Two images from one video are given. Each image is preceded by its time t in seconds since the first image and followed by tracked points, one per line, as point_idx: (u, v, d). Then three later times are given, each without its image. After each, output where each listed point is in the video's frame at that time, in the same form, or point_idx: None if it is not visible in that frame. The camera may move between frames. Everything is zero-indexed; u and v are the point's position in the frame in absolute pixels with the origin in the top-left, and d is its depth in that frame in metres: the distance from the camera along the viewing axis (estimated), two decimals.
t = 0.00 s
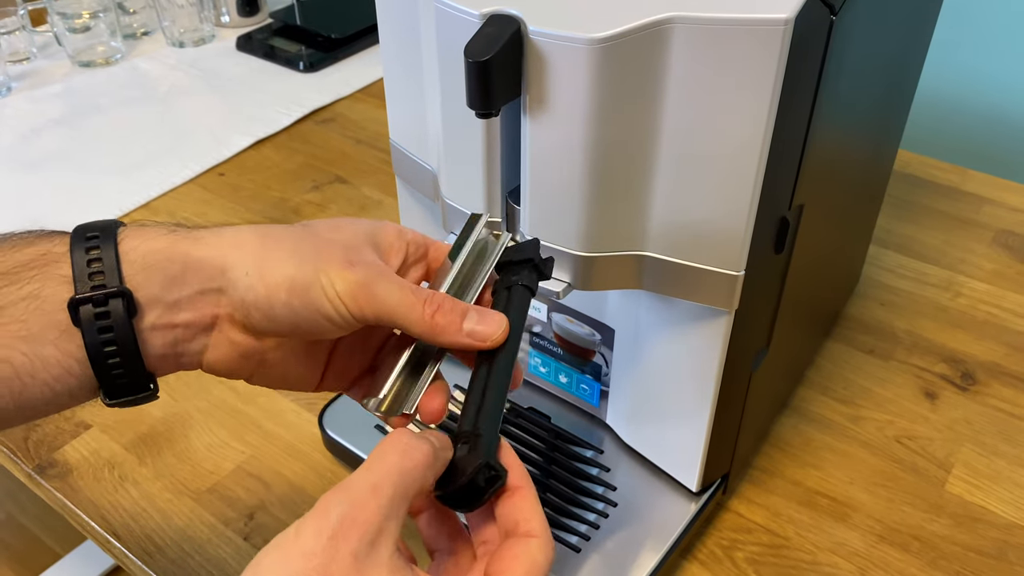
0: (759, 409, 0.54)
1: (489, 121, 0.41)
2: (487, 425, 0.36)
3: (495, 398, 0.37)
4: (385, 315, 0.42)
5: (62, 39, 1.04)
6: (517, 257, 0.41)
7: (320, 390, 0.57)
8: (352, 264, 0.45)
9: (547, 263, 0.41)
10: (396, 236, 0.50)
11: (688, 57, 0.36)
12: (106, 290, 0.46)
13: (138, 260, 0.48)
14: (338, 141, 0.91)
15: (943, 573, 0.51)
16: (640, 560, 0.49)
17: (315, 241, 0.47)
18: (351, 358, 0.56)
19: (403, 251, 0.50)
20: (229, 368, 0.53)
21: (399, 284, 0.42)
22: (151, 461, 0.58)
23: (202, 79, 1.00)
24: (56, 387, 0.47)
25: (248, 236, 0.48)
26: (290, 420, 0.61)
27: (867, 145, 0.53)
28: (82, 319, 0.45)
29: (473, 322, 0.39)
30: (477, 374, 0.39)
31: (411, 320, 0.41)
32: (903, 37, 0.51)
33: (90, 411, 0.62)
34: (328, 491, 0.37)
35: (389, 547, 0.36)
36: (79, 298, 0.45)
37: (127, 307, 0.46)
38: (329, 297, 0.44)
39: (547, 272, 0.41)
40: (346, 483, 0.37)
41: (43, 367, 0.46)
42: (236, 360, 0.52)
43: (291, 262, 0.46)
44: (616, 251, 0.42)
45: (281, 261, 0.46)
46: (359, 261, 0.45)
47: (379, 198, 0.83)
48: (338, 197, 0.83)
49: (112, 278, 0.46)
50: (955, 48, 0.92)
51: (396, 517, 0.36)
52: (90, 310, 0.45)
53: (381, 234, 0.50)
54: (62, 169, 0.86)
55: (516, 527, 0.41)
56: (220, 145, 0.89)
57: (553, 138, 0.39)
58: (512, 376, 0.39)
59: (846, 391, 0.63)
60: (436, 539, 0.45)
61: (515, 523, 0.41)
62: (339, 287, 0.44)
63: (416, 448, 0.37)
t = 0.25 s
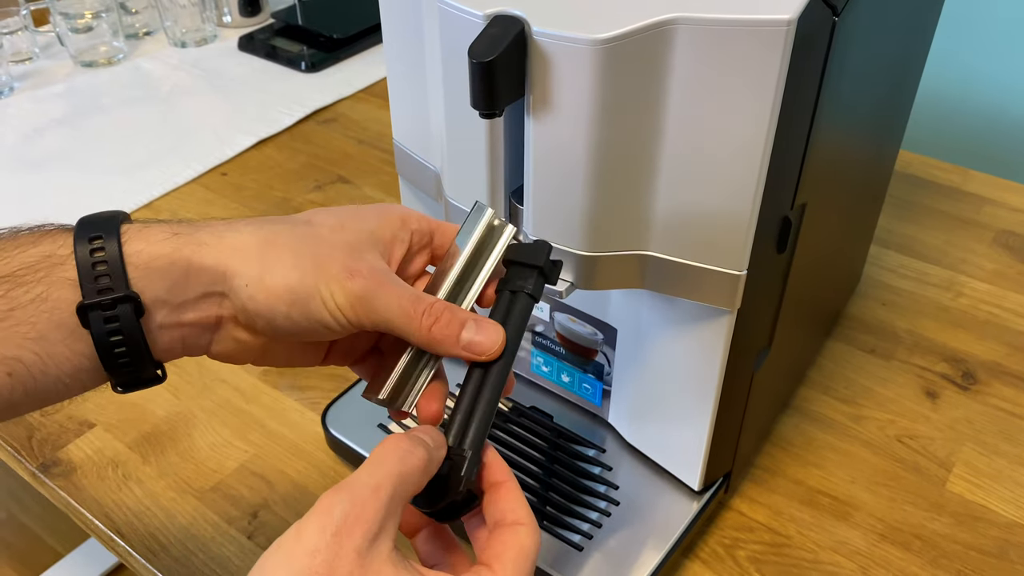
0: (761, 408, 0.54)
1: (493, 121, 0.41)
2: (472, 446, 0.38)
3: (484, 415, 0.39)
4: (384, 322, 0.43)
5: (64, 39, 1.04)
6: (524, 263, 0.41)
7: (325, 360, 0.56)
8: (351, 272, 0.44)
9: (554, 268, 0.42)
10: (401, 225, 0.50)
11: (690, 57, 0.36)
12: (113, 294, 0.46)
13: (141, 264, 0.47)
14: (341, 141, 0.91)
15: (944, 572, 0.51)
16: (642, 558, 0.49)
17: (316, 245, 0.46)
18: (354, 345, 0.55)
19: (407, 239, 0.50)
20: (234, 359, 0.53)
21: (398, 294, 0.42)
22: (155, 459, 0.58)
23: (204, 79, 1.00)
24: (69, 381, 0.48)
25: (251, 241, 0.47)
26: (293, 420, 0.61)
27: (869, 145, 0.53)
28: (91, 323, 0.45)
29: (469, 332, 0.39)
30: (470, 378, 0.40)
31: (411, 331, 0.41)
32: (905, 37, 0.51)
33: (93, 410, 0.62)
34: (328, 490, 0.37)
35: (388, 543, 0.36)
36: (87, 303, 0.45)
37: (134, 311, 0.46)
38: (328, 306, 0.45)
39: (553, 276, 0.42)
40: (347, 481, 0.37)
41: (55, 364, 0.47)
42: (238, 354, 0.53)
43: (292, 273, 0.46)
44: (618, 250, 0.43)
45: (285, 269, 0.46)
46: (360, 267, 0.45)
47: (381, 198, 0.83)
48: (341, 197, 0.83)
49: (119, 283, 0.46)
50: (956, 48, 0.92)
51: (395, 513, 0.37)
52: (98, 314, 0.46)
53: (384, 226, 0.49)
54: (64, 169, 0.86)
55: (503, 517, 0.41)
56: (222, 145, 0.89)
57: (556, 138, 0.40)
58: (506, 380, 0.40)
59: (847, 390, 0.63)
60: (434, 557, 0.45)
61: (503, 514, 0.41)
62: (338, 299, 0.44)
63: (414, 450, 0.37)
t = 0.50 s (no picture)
0: (761, 408, 0.54)
1: (494, 122, 0.41)
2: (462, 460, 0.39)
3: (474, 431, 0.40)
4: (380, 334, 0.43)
5: (65, 39, 1.04)
6: (519, 275, 0.41)
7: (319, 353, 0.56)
8: (347, 283, 0.45)
9: (553, 280, 0.42)
10: (400, 227, 0.50)
11: (692, 58, 0.36)
12: (113, 301, 0.46)
13: (141, 271, 0.47)
14: (342, 141, 0.91)
15: (945, 572, 0.51)
16: (643, 558, 0.49)
17: (314, 254, 0.46)
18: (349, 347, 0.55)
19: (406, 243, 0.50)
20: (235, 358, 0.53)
21: (392, 305, 0.42)
22: (156, 459, 0.58)
23: (204, 80, 1.00)
24: (70, 383, 0.49)
25: (247, 250, 0.47)
26: (294, 420, 0.61)
27: (870, 146, 0.53)
28: (91, 328, 0.45)
29: (464, 346, 0.40)
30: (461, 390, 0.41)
31: (406, 343, 0.41)
32: (906, 38, 0.51)
33: (95, 410, 0.62)
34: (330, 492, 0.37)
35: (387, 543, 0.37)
36: (88, 309, 0.45)
37: (134, 318, 0.46)
38: (324, 317, 0.45)
39: (550, 289, 0.42)
40: (348, 484, 0.37)
41: (54, 368, 0.47)
42: (236, 357, 0.52)
43: (290, 283, 0.46)
44: (619, 251, 0.43)
45: (283, 276, 0.46)
46: (355, 277, 0.45)
47: (383, 198, 0.83)
48: (342, 197, 0.83)
49: (118, 289, 0.46)
50: (956, 48, 0.92)
51: (396, 514, 0.37)
52: (99, 320, 0.46)
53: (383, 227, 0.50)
54: (65, 169, 0.86)
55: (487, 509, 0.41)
56: (223, 145, 0.89)
57: (557, 140, 0.40)
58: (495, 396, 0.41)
59: (848, 390, 0.63)
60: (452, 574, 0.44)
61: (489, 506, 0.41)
62: (334, 310, 0.45)
63: (413, 458, 0.37)
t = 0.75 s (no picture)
0: (763, 408, 0.54)
1: (497, 122, 0.41)
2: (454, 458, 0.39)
3: (469, 430, 0.39)
4: (383, 345, 0.43)
5: (67, 39, 1.04)
6: (530, 286, 0.42)
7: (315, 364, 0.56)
8: (347, 297, 0.45)
9: (562, 297, 0.43)
10: (398, 240, 0.50)
11: (695, 58, 0.36)
12: (118, 317, 0.46)
13: (146, 288, 0.47)
14: (343, 141, 0.91)
15: (946, 571, 0.51)
16: (645, 557, 0.49)
17: (313, 269, 0.47)
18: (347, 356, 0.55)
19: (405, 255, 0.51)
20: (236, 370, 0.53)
21: (394, 316, 0.43)
22: (158, 459, 0.58)
23: (205, 80, 1.00)
24: (72, 395, 0.49)
25: (250, 268, 0.48)
26: (297, 419, 0.61)
27: (871, 147, 0.53)
28: (95, 343, 0.46)
29: (463, 343, 0.40)
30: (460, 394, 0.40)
31: (409, 352, 0.42)
32: (908, 39, 0.51)
33: (97, 409, 0.62)
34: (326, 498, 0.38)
35: (383, 543, 0.37)
36: (92, 325, 0.45)
37: (139, 333, 0.46)
38: (328, 332, 0.46)
39: (558, 304, 0.43)
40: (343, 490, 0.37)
41: (58, 381, 0.48)
42: (235, 369, 0.53)
43: (290, 300, 0.46)
44: (620, 250, 0.43)
45: (286, 292, 0.47)
46: (357, 290, 0.46)
47: (384, 198, 0.83)
48: (344, 197, 0.83)
49: (123, 305, 0.46)
50: (957, 48, 0.92)
51: (391, 515, 0.37)
52: (103, 334, 0.46)
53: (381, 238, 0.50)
54: (67, 169, 0.86)
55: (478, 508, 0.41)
56: (225, 145, 0.89)
57: (560, 138, 0.40)
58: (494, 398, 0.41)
59: (850, 390, 0.63)
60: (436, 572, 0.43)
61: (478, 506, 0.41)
62: (337, 324, 0.45)
63: (401, 463, 0.37)
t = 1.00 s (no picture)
0: (765, 406, 0.54)
1: (499, 120, 0.41)
2: (462, 461, 0.39)
3: (481, 431, 0.39)
4: (393, 330, 0.45)
5: (68, 38, 1.04)
6: (548, 294, 0.43)
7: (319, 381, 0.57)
8: (351, 287, 0.46)
9: (577, 304, 0.44)
10: (395, 252, 0.52)
11: (698, 55, 0.36)
12: (116, 323, 0.46)
13: (144, 295, 0.48)
14: (344, 140, 0.91)
15: (949, 570, 0.51)
16: (647, 556, 0.49)
17: (312, 269, 0.47)
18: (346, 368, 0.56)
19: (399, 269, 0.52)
20: (231, 379, 0.53)
21: (399, 297, 0.45)
22: (160, 458, 0.58)
23: (207, 79, 1.00)
24: (69, 403, 0.48)
25: (248, 275, 0.48)
26: (298, 418, 0.61)
27: (874, 146, 0.53)
28: (93, 349, 0.46)
29: (467, 301, 0.43)
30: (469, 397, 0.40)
31: (418, 325, 0.44)
32: (911, 37, 0.51)
33: (98, 408, 0.62)
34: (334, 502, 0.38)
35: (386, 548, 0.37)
36: (91, 330, 0.45)
37: (137, 339, 0.47)
38: (333, 329, 0.46)
39: (574, 312, 0.44)
40: (349, 494, 0.38)
41: (55, 388, 0.47)
42: (229, 378, 0.53)
43: (291, 297, 0.47)
44: (623, 248, 0.43)
45: (284, 294, 0.47)
46: (359, 283, 0.47)
47: (385, 197, 0.83)
48: (345, 196, 0.83)
49: (122, 312, 0.46)
50: (958, 47, 0.92)
51: (397, 520, 0.37)
52: (102, 340, 0.46)
53: (376, 249, 0.51)
54: (68, 168, 0.86)
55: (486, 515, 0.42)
56: (226, 144, 0.89)
57: (562, 135, 0.40)
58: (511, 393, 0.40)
59: (851, 388, 0.63)
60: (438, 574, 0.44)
61: (485, 512, 0.42)
62: (344, 318, 0.45)
63: (405, 470, 0.37)
